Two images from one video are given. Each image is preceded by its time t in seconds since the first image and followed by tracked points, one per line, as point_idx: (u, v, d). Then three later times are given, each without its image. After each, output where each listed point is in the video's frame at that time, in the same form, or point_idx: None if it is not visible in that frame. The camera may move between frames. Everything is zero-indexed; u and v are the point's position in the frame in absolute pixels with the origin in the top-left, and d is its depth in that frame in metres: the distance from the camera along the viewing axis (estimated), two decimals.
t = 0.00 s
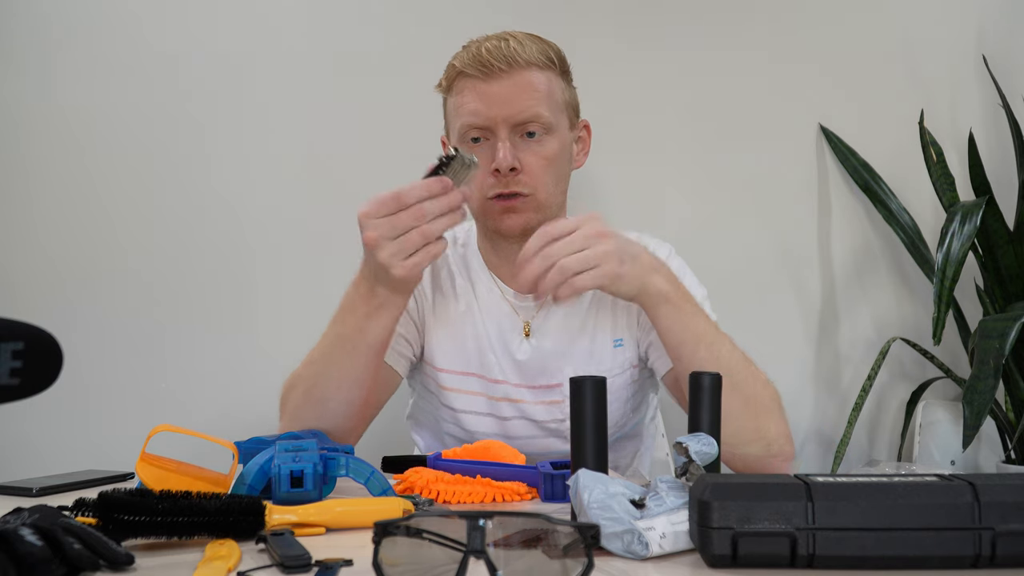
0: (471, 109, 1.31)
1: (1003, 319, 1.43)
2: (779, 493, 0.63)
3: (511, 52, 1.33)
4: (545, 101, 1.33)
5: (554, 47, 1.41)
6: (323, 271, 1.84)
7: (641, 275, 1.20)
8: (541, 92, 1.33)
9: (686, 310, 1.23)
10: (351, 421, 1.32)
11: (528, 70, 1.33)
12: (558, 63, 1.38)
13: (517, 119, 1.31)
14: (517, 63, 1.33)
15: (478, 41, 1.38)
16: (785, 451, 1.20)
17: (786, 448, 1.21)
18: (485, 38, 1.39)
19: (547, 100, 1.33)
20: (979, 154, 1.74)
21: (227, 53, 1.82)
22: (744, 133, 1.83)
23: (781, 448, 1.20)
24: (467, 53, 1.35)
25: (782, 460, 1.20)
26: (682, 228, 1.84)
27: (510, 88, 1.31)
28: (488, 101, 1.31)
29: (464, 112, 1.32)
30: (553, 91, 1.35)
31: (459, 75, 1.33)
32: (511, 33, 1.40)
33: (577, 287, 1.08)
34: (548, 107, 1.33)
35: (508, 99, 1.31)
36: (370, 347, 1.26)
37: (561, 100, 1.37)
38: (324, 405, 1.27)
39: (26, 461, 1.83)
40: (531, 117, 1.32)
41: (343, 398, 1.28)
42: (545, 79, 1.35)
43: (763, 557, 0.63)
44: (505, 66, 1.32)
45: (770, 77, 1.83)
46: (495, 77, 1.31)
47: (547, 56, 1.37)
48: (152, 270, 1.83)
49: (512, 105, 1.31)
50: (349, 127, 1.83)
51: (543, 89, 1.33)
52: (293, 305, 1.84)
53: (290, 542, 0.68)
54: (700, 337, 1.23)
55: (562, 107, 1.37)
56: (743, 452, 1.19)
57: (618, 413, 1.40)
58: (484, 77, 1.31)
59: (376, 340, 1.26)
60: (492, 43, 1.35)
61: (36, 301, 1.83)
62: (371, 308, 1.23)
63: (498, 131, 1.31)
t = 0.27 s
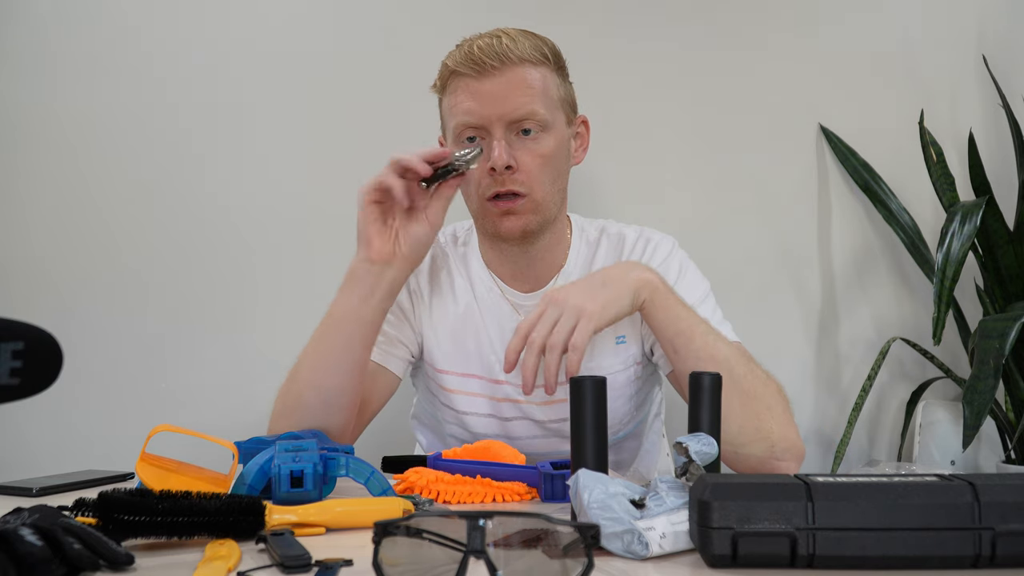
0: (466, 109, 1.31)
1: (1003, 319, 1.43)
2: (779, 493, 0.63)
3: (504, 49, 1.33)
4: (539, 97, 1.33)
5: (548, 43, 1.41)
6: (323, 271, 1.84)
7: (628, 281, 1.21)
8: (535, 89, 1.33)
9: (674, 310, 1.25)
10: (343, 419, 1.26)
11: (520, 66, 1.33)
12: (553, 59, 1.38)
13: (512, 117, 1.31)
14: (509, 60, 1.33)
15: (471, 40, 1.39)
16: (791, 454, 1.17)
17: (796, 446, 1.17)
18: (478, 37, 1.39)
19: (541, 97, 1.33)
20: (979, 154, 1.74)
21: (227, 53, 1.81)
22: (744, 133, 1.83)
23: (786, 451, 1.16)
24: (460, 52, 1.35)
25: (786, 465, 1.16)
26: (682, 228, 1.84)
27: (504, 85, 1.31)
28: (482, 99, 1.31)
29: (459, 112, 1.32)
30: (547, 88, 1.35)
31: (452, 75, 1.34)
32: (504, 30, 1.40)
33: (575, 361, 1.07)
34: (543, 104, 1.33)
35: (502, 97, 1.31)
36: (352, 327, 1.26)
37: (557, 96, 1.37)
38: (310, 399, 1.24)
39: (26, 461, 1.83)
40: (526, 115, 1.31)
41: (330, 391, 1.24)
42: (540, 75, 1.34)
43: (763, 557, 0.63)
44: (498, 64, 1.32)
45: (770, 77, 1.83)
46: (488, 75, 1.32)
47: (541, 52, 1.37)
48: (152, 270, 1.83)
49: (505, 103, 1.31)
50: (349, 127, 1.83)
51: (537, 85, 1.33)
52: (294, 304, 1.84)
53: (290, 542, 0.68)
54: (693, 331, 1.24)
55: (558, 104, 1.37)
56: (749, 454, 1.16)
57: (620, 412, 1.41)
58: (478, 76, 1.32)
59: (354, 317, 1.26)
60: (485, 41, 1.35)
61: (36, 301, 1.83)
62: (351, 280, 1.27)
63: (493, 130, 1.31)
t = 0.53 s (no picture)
0: (470, 114, 1.30)
1: (1003, 319, 1.43)
2: (779, 493, 0.63)
3: (507, 53, 1.33)
4: (544, 102, 1.33)
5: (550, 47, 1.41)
6: (323, 271, 1.84)
7: (629, 283, 1.21)
8: (539, 93, 1.33)
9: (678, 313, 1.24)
10: (344, 419, 1.27)
11: (524, 71, 1.33)
12: (556, 62, 1.38)
13: (517, 121, 1.31)
14: (514, 65, 1.32)
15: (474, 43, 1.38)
16: (792, 453, 1.17)
17: (796, 446, 1.18)
18: (481, 39, 1.39)
19: (545, 102, 1.33)
20: (979, 154, 1.74)
21: (228, 52, 1.81)
22: (744, 133, 1.83)
23: (787, 451, 1.17)
24: (463, 55, 1.34)
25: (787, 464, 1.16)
26: (682, 228, 1.84)
27: (508, 90, 1.31)
28: (486, 104, 1.30)
29: (463, 116, 1.31)
30: (551, 92, 1.35)
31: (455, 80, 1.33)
32: (507, 34, 1.40)
33: (577, 353, 1.07)
34: (547, 109, 1.33)
35: (506, 102, 1.31)
36: (353, 329, 1.27)
37: (560, 100, 1.37)
38: (311, 399, 1.24)
39: (25, 461, 1.83)
40: (531, 120, 1.31)
41: (331, 390, 1.25)
42: (544, 79, 1.34)
43: (763, 557, 0.63)
44: (502, 68, 1.32)
45: (771, 77, 1.83)
46: (492, 79, 1.31)
47: (544, 56, 1.37)
48: (151, 270, 1.83)
49: (510, 108, 1.31)
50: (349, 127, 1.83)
51: (541, 89, 1.33)
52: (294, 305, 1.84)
53: (290, 542, 0.68)
54: (694, 333, 1.24)
55: (561, 108, 1.37)
56: (749, 455, 1.16)
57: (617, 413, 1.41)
58: (482, 80, 1.31)
59: (356, 319, 1.27)
60: (488, 45, 1.34)
61: (36, 301, 1.83)
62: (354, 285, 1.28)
63: (498, 135, 1.31)
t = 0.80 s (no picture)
0: (471, 112, 1.31)
1: (1003, 319, 1.43)
2: (779, 493, 0.63)
3: (509, 52, 1.33)
4: (545, 100, 1.33)
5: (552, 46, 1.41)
6: (322, 271, 1.84)
7: (629, 283, 1.21)
8: (541, 91, 1.33)
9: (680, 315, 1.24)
10: (343, 419, 1.27)
11: (526, 69, 1.33)
12: (557, 61, 1.38)
13: (518, 119, 1.31)
14: (515, 63, 1.33)
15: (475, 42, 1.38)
16: (793, 453, 1.17)
17: (797, 446, 1.18)
18: (483, 38, 1.39)
19: (546, 100, 1.33)
20: (979, 154, 1.74)
21: (228, 53, 1.81)
22: (744, 133, 1.83)
23: (788, 451, 1.17)
24: (465, 54, 1.35)
25: (787, 464, 1.16)
26: (682, 228, 1.84)
27: (509, 88, 1.31)
28: (487, 101, 1.31)
29: (464, 114, 1.32)
30: (552, 90, 1.35)
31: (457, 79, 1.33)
32: (509, 33, 1.40)
33: (575, 353, 1.07)
34: (548, 107, 1.33)
35: (507, 99, 1.31)
36: (354, 331, 1.26)
37: (561, 98, 1.37)
38: (312, 399, 1.24)
39: (25, 461, 1.83)
40: (532, 118, 1.31)
41: (331, 391, 1.25)
42: (545, 77, 1.35)
43: (763, 557, 0.63)
44: (503, 66, 1.32)
45: (771, 77, 1.83)
46: (494, 77, 1.31)
47: (545, 55, 1.37)
48: (151, 270, 1.83)
49: (510, 106, 1.31)
50: (349, 127, 1.83)
51: (543, 88, 1.33)
52: (294, 305, 1.84)
53: (289, 542, 0.68)
54: (694, 333, 1.24)
55: (562, 106, 1.37)
56: (749, 454, 1.16)
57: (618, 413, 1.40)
58: (483, 78, 1.31)
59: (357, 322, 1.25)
60: (490, 43, 1.35)
61: (35, 301, 1.83)
62: (354, 288, 1.25)
63: (499, 132, 1.31)
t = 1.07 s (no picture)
0: (468, 112, 1.31)
1: (1003, 319, 1.43)
2: (779, 493, 0.63)
3: (507, 53, 1.33)
4: (542, 101, 1.33)
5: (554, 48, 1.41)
6: (322, 271, 1.84)
7: (628, 283, 1.21)
8: (538, 92, 1.33)
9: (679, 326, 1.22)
10: (342, 417, 1.28)
11: (524, 70, 1.33)
12: (557, 63, 1.38)
13: (515, 120, 1.31)
14: (513, 64, 1.33)
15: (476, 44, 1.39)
16: (793, 453, 1.17)
17: (796, 446, 1.17)
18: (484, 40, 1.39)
19: (543, 101, 1.33)
20: (979, 154, 1.74)
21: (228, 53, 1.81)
22: (744, 133, 1.83)
23: (788, 451, 1.17)
24: (465, 55, 1.35)
25: (787, 464, 1.16)
26: (682, 228, 1.84)
27: (506, 88, 1.31)
28: (484, 102, 1.31)
29: (462, 114, 1.32)
30: (550, 92, 1.35)
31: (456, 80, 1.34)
32: (510, 35, 1.40)
33: (572, 354, 1.06)
34: (545, 108, 1.33)
35: (504, 100, 1.31)
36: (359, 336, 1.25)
37: (561, 100, 1.37)
38: (315, 399, 1.25)
39: (25, 461, 1.83)
40: (528, 118, 1.31)
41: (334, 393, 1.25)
42: (544, 79, 1.34)
43: (763, 557, 0.63)
44: (501, 67, 1.32)
45: (771, 78, 1.83)
46: (491, 78, 1.32)
47: (545, 57, 1.37)
48: (151, 270, 1.83)
49: (507, 106, 1.31)
50: (349, 127, 1.83)
51: (541, 89, 1.33)
52: (294, 305, 1.84)
53: (289, 542, 0.68)
54: (693, 333, 1.23)
55: (561, 108, 1.37)
56: (748, 455, 1.16)
57: (619, 412, 1.40)
58: (481, 79, 1.32)
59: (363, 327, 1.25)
60: (490, 45, 1.35)
61: (35, 301, 1.83)
62: (357, 296, 1.23)
63: (495, 133, 1.31)
